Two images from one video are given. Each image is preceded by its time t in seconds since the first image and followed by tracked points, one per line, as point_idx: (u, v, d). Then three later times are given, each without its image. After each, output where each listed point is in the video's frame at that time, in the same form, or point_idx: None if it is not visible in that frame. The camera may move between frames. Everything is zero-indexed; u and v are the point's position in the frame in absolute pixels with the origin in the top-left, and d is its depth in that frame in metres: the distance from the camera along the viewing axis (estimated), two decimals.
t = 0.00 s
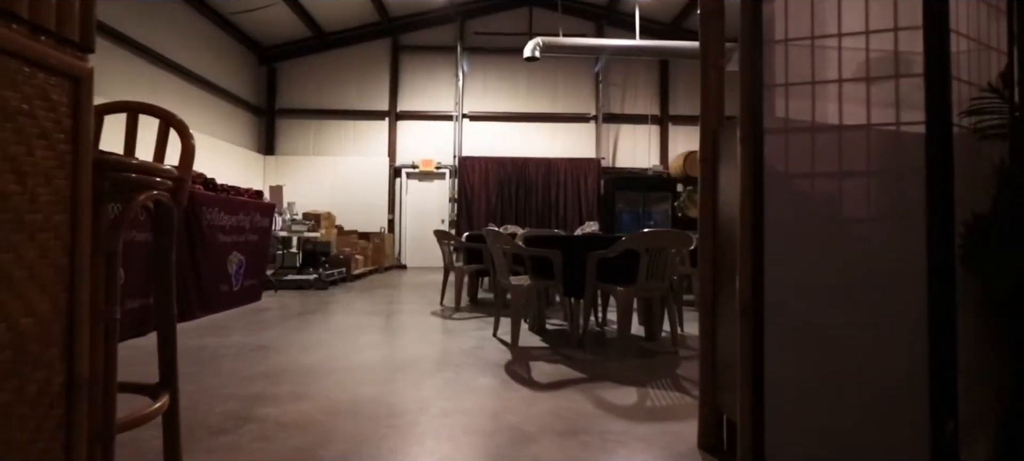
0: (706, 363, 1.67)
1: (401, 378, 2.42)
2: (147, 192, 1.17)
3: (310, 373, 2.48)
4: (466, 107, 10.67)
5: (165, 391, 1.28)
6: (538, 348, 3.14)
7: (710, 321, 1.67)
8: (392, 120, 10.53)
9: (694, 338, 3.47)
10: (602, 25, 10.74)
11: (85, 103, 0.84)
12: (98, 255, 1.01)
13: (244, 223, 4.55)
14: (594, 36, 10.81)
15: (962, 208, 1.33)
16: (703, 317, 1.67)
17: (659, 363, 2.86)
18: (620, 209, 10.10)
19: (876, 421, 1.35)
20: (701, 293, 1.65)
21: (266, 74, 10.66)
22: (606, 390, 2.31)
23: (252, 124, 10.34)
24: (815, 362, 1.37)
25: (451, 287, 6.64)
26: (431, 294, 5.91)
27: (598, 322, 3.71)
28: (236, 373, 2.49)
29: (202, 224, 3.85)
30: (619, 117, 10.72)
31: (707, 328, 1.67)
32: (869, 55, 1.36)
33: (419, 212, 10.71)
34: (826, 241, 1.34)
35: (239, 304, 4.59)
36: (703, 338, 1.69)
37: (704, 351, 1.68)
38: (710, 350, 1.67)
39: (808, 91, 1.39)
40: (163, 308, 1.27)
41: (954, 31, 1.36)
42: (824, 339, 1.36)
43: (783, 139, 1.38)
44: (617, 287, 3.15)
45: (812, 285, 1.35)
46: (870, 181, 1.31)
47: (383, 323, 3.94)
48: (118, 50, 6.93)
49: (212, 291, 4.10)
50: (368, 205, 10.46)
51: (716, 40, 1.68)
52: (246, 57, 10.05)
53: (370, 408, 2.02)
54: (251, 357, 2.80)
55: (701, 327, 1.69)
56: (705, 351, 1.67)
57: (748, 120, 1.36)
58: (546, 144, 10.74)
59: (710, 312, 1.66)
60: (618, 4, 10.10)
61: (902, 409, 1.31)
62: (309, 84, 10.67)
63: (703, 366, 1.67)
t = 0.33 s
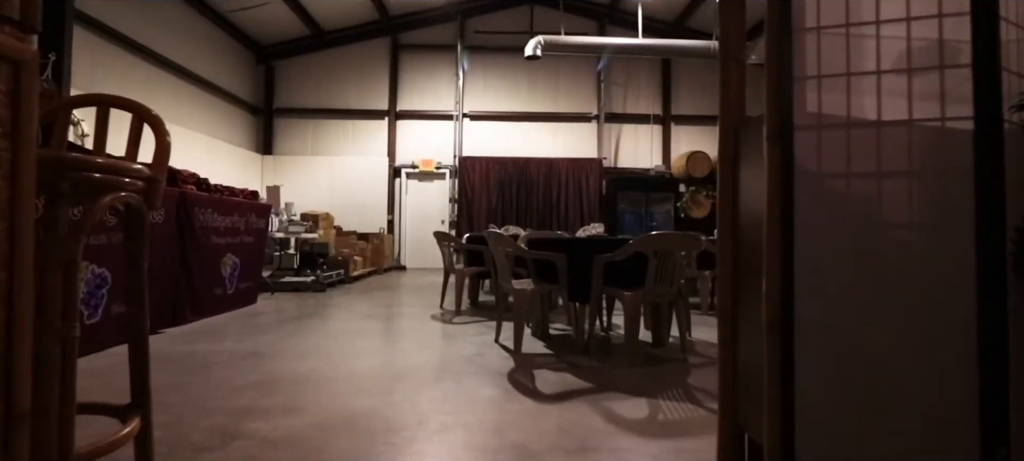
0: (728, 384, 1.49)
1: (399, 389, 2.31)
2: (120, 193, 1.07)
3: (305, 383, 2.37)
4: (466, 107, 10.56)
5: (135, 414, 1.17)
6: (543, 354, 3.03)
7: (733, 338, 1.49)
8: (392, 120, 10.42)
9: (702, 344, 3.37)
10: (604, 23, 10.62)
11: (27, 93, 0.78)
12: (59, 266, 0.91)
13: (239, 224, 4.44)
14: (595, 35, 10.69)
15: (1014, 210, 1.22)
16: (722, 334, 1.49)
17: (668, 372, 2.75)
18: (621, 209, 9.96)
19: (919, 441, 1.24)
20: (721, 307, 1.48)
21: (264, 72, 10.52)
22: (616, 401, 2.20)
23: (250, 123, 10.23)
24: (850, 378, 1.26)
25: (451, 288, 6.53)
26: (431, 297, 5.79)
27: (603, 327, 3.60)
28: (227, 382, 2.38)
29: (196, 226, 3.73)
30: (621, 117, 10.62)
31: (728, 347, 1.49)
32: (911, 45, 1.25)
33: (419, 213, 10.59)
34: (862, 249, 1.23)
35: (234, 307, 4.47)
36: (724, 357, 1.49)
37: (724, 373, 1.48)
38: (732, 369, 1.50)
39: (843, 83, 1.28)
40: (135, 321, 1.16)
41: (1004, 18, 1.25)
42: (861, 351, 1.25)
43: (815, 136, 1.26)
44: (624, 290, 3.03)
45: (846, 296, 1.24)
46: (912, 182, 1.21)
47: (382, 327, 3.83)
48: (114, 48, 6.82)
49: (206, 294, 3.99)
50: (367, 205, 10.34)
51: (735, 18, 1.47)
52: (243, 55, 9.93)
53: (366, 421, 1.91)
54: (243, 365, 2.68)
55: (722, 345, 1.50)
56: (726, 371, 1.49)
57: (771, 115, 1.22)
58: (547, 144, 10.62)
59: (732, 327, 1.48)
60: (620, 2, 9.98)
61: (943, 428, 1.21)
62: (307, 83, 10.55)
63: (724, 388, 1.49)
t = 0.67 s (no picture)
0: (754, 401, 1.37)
1: (397, 399, 2.19)
2: (82, 190, 0.96)
3: (298, 393, 2.24)
4: (467, 105, 10.44)
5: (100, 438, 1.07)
6: (547, 360, 2.91)
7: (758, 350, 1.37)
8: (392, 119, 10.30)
9: (711, 349, 3.25)
10: (606, 21, 10.50)
11: None
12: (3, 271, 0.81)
13: (233, 224, 4.31)
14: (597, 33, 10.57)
15: None
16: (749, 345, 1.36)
17: (679, 380, 2.63)
18: (624, 210, 9.97)
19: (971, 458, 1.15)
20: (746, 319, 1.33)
21: (262, 71, 10.40)
22: (626, 413, 2.08)
23: (247, 122, 10.10)
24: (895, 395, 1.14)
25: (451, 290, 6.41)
26: (430, 298, 5.66)
27: (609, 331, 3.48)
28: (216, 392, 2.25)
29: (188, 226, 3.62)
30: (624, 116, 10.50)
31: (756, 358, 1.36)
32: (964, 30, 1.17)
33: (419, 213, 10.46)
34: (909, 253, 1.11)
35: (229, 310, 4.35)
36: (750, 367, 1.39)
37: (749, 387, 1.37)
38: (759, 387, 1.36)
39: (887, 71, 1.15)
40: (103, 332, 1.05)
41: None
42: (908, 366, 1.14)
43: (857, 128, 1.13)
44: (631, 294, 2.89)
45: (888, 306, 1.12)
46: (964, 179, 1.13)
47: (380, 331, 3.71)
48: (111, 47, 6.70)
49: (199, 297, 3.86)
50: (366, 206, 10.21)
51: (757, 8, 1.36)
52: (241, 54, 9.82)
53: (360, 436, 1.79)
54: (233, 372, 2.56)
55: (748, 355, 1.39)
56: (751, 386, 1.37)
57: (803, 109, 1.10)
58: (549, 144, 10.50)
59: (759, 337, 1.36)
60: None
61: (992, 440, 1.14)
62: (305, 82, 10.43)
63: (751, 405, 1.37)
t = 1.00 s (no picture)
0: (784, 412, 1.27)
1: (395, 408, 2.08)
2: (37, 184, 0.88)
3: (291, 402, 2.12)
4: (467, 104, 10.32)
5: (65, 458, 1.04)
6: (552, 366, 2.79)
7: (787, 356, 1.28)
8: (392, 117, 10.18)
9: (722, 353, 3.14)
10: (608, 19, 10.38)
11: None
12: None
13: (228, 223, 4.19)
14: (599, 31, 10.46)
15: None
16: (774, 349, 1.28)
17: (690, 386, 2.52)
18: (627, 210, 9.87)
19: None
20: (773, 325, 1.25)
21: (260, 69, 10.28)
22: (638, 423, 1.97)
23: (245, 120, 9.97)
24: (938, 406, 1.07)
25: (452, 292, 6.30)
26: (430, 300, 5.54)
27: (615, 334, 3.37)
28: (204, 401, 2.13)
29: (180, 226, 3.51)
30: (626, 115, 10.39)
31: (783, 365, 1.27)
32: None
33: (419, 212, 10.34)
34: (961, 254, 1.04)
35: (224, 312, 4.23)
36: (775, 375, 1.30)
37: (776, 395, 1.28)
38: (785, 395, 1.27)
39: (941, 53, 1.06)
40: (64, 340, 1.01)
41: None
42: (956, 372, 1.07)
43: (905, 117, 1.03)
44: (641, 297, 2.77)
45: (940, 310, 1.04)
46: None
47: (379, 334, 3.59)
48: (104, 43, 6.56)
49: (192, 299, 3.74)
50: (366, 205, 10.09)
51: None
52: (239, 51, 9.69)
53: (355, 450, 1.68)
54: (223, 378, 2.44)
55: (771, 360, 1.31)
56: (777, 393, 1.28)
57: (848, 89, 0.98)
58: (550, 143, 10.38)
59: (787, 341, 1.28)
60: None
61: None
62: (304, 80, 10.31)
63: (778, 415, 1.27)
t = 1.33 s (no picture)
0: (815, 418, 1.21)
1: (393, 418, 1.97)
2: None
3: (285, 411, 2.01)
4: (467, 103, 10.21)
5: None
6: (558, 371, 2.69)
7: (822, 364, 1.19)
8: (391, 117, 10.07)
9: (732, 358, 3.04)
10: (609, 17, 10.27)
11: None
12: None
13: (223, 223, 4.09)
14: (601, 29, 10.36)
15: None
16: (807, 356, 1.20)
17: (703, 393, 2.41)
18: (629, 210, 9.84)
19: None
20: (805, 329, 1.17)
21: (258, 67, 10.16)
22: (651, 434, 1.86)
23: (243, 120, 9.86)
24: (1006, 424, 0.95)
25: (453, 293, 6.19)
26: (430, 302, 5.43)
27: (622, 338, 3.27)
28: (193, 410, 2.02)
29: (172, 225, 3.40)
30: (627, 114, 10.28)
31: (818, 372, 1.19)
32: None
33: (419, 212, 10.23)
34: None
35: (219, 314, 4.12)
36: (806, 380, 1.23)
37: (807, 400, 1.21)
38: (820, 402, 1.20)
39: (1005, 30, 0.95)
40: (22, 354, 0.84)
41: None
42: None
43: (963, 103, 0.93)
44: (650, 300, 2.66)
45: (1001, 314, 0.93)
46: None
47: (379, 337, 3.48)
48: (101, 40, 6.44)
49: (186, 301, 3.63)
50: (364, 205, 9.98)
51: None
52: (236, 50, 9.56)
53: None
54: (214, 385, 2.33)
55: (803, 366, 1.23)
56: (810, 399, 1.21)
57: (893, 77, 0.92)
58: (551, 142, 10.27)
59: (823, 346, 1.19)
60: None
61: None
62: (302, 78, 10.19)
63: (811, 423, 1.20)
